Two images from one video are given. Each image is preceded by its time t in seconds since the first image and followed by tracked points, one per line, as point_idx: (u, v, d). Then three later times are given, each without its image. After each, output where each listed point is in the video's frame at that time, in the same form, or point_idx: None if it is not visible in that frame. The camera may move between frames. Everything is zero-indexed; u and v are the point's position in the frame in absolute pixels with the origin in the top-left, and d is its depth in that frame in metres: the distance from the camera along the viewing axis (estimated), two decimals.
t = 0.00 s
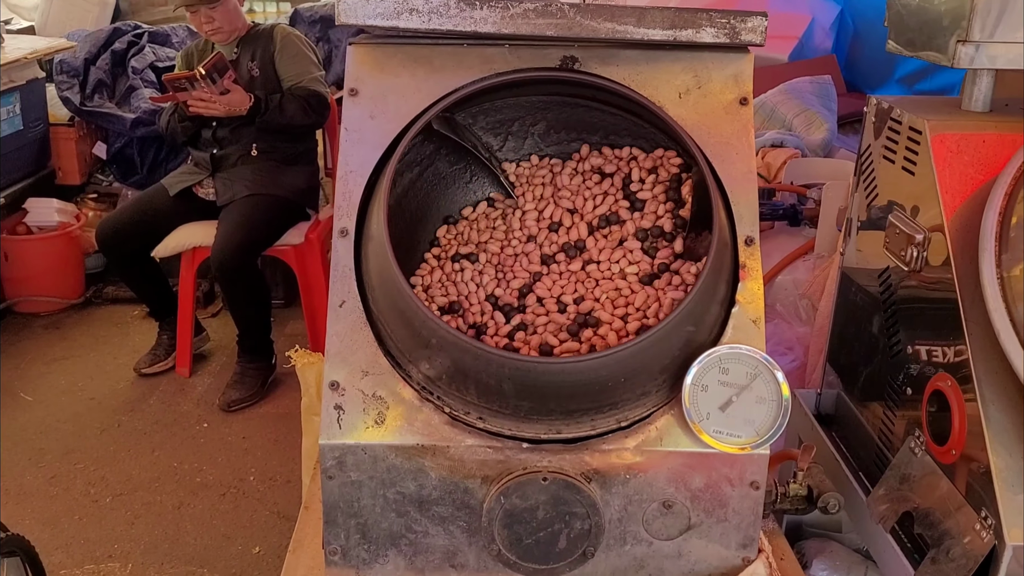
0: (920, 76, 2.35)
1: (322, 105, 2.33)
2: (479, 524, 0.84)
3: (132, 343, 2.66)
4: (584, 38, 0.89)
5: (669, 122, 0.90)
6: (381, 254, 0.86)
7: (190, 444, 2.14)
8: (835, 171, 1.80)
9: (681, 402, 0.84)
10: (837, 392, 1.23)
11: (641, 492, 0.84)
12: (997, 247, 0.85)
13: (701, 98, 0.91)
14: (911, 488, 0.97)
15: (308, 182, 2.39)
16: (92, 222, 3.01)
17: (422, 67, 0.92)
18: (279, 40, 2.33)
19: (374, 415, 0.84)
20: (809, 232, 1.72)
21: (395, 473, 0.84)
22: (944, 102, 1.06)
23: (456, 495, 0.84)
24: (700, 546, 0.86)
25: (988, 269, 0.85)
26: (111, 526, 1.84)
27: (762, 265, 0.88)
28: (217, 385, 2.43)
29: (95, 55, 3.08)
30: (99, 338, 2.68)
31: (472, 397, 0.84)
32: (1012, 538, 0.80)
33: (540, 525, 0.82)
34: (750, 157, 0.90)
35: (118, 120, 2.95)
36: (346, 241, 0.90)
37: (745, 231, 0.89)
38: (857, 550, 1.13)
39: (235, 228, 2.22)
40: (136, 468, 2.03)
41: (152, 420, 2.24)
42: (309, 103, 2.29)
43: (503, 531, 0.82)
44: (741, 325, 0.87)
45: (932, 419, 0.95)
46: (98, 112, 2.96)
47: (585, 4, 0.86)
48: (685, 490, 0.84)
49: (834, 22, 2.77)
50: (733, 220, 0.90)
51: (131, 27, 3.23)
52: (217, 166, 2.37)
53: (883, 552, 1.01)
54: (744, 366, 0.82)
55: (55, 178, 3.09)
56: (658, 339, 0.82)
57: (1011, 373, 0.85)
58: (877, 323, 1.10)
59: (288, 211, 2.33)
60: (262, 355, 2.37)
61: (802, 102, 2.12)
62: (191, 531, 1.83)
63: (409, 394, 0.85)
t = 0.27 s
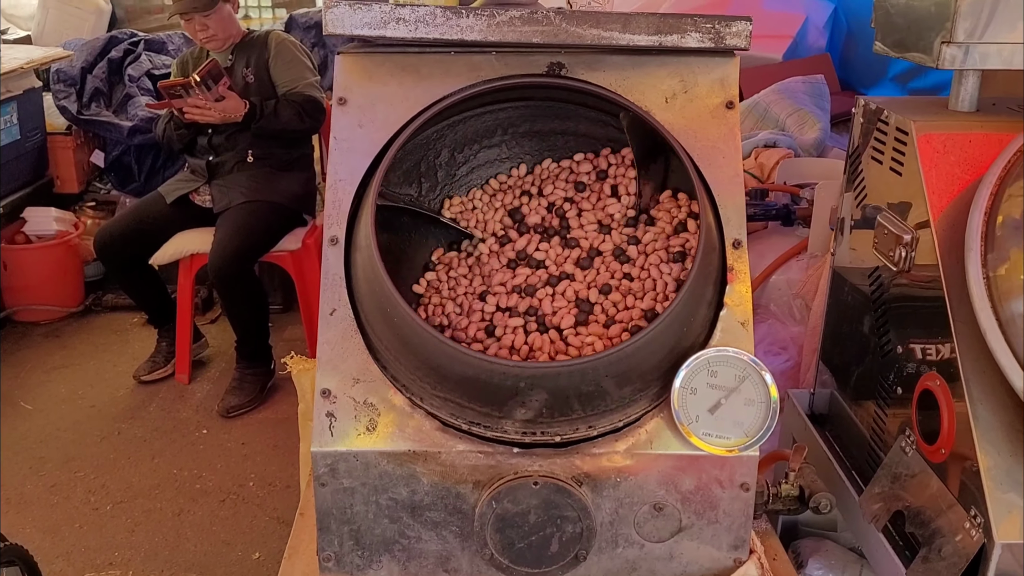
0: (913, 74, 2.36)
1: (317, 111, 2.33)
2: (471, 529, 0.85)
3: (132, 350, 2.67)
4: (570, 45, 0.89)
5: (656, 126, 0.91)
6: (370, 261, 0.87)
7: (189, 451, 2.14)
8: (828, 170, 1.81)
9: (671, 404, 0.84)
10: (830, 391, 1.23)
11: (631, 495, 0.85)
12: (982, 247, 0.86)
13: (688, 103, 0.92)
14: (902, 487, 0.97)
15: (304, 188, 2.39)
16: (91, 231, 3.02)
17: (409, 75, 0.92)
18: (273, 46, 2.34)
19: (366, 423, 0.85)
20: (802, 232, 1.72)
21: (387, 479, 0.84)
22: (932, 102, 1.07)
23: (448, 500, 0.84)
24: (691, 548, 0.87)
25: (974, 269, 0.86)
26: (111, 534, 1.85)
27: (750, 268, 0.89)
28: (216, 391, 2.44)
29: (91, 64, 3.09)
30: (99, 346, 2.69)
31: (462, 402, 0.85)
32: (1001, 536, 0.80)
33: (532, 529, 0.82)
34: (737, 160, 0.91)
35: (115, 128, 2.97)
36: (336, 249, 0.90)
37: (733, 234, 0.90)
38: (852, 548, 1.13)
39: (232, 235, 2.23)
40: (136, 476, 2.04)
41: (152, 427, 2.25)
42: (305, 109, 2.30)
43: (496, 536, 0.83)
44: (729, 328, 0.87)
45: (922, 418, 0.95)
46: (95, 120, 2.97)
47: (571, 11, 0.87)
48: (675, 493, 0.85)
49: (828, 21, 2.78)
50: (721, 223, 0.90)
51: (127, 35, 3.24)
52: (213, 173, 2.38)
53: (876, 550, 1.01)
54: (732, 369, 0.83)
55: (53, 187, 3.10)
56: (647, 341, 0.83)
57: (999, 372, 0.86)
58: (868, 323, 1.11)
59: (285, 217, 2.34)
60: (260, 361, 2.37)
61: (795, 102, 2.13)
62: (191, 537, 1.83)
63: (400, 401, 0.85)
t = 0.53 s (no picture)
0: (910, 71, 2.36)
1: (315, 115, 2.34)
2: (469, 530, 0.85)
3: (133, 356, 2.67)
4: (562, 46, 0.90)
5: (648, 126, 0.91)
6: (364, 264, 0.87)
7: (191, 455, 2.15)
8: (825, 168, 1.81)
9: (667, 403, 0.84)
10: (829, 389, 1.23)
11: (629, 495, 0.85)
12: (976, 243, 0.86)
13: (681, 102, 0.92)
14: (901, 484, 0.97)
15: (303, 191, 2.40)
16: (91, 237, 3.03)
17: (403, 77, 0.93)
18: (270, 51, 2.34)
19: (363, 425, 0.85)
20: (800, 230, 1.72)
21: (385, 482, 0.84)
22: (926, 98, 1.07)
23: (446, 501, 0.85)
24: (690, 546, 0.87)
25: (969, 265, 0.86)
26: (113, 539, 1.85)
27: (745, 267, 0.89)
28: (217, 396, 2.44)
29: (90, 70, 3.09)
30: (100, 352, 2.70)
31: (457, 404, 0.85)
32: (999, 532, 0.80)
33: (530, 530, 0.82)
34: (731, 159, 0.91)
35: (114, 134, 2.97)
36: (332, 252, 0.91)
37: (728, 233, 0.90)
38: (852, 546, 1.13)
39: (231, 239, 2.23)
40: (137, 481, 2.04)
41: (153, 432, 2.25)
42: (302, 113, 2.30)
43: (494, 537, 0.83)
44: (725, 326, 0.87)
45: (919, 414, 0.95)
46: (94, 126, 2.98)
47: (562, 12, 0.87)
48: (673, 492, 0.85)
49: (824, 19, 2.78)
50: (716, 222, 0.90)
51: (125, 41, 3.25)
52: (212, 178, 2.38)
53: (875, 547, 1.01)
54: (728, 367, 0.83)
55: (53, 194, 3.11)
56: (641, 340, 0.83)
57: (994, 367, 0.86)
58: (865, 319, 1.11)
59: (284, 220, 2.35)
60: (261, 365, 2.37)
61: (792, 99, 2.13)
62: (193, 542, 1.83)
63: (397, 404, 0.86)
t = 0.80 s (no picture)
0: (910, 71, 2.36)
1: (316, 119, 2.34)
2: (471, 534, 0.85)
3: (135, 361, 2.67)
4: (560, 50, 0.90)
5: (647, 129, 0.91)
6: (364, 269, 0.87)
7: (194, 460, 2.15)
8: (826, 168, 1.81)
9: (668, 406, 0.84)
10: (830, 390, 1.23)
11: (630, 498, 0.85)
12: (975, 243, 0.86)
13: (680, 105, 0.92)
14: (903, 485, 0.97)
15: (304, 196, 2.40)
16: (93, 242, 3.03)
17: (402, 83, 0.93)
18: (271, 56, 2.35)
19: (364, 430, 0.85)
20: (801, 230, 1.72)
21: (386, 486, 0.84)
22: (924, 99, 1.07)
23: (448, 505, 0.85)
24: (691, 549, 0.87)
25: (968, 266, 0.86)
26: (117, 544, 1.85)
27: (745, 269, 0.89)
28: (220, 400, 2.44)
29: (91, 76, 3.10)
30: (103, 357, 2.70)
31: (459, 409, 0.85)
32: (1001, 532, 0.80)
33: (531, 533, 0.83)
34: (730, 161, 0.91)
35: (116, 140, 2.98)
36: (332, 257, 0.91)
37: (727, 235, 0.90)
38: (855, 546, 1.13)
39: (232, 244, 2.24)
40: (141, 486, 2.04)
41: (156, 437, 2.26)
42: (303, 117, 2.31)
43: (496, 540, 0.83)
44: (725, 329, 0.87)
45: (921, 415, 0.95)
46: (95, 132, 2.98)
47: (560, 16, 0.87)
48: (674, 494, 0.85)
49: (824, 19, 2.78)
50: (714, 224, 0.91)
51: (126, 46, 3.25)
52: (213, 183, 2.39)
53: (877, 547, 1.01)
54: (728, 369, 0.83)
55: (54, 200, 3.12)
56: (643, 343, 0.83)
57: (994, 368, 0.86)
58: (865, 320, 1.11)
59: (285, 225, 2.35)
60: (263, 369, 2.38)
61: (792, 100, 2.13)
62: (196, 546, 1.84)
63: (398, 408, 0.86)
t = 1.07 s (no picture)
0: (914, 71, 2.36)
1: (320, 121, 2.34)
2: (479, 535, 0.85)
3: (140, 363, 2.68)
4: (567, 51, 0.90)
5: (654, 130, 0.91)
6: (372, 270, 0.87)
7: (198, 462, 2.15)
8: (830, 169, 1.81)
9: (676, 407, 0.84)
10: (836, 390, 1.22)
11: (638, 499, 0.85)
12: (984, 243, 0.86)
13: (687, 106, 0.92)
14: (911, 485, 0.97)
15: (308, 197, 2.40)
16: (97, 244, 3.04)
17: (408, 84, 0.93)
18: (275, 58, 2.35)
19: (372, 431, 0.85)
20: (806, 231, 1.72)
21: (394, 487, 0.84)
22: (931, 99, 1.07)
23: (455, 506, 0.85)
24: (700, 550, 0.87)
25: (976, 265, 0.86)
26: (122, 546, 1.85)
27: (752, 269, 0.89)
28: (224, 402, 2.45)
29: (95, 79, 3.11)
30: (107, 359, 2.70)
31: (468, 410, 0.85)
32: (1010, 533, 0.80)
33: (539, 534, 0.83)
34: (737, 162, 0.91)
35: (120, 142, 2.98)
36: (340, 259, 0.91)
37: (734, 235, 0.90)
38: (862, 547, 1.12)
39: (237, 245, 2.24)
40: (145, 488, 2.05)
41: (161, 439, 2.26)
42: (307, 119, 2.31)
43: (504, 541, 0.83)
44: (732, 329, 0.87)
45: (928, 415, 0.95)
46: (100, 134, 2.99)
47: (567, 17, 0.87)
48: (682, 495, 0.85)
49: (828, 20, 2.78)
50: (722, 224, 0.91)
51: (130, 48, 3.26)
52: (218, 185, 2.39)
53: (884, 548, 1.01)
54: (736, 370, 0.83)
55: (58, 202, 3.12)
56: (651, 344, 0.83)
57: (1003, 368, 0.86)
58: (872, 321, 1.11)
59: (289, 227, 2.35)
60: (268, 371, 2.38)
61: (796, 102, 2.13)
62: (201, 548, 1.84)
63: (406, 409, 0.86)
